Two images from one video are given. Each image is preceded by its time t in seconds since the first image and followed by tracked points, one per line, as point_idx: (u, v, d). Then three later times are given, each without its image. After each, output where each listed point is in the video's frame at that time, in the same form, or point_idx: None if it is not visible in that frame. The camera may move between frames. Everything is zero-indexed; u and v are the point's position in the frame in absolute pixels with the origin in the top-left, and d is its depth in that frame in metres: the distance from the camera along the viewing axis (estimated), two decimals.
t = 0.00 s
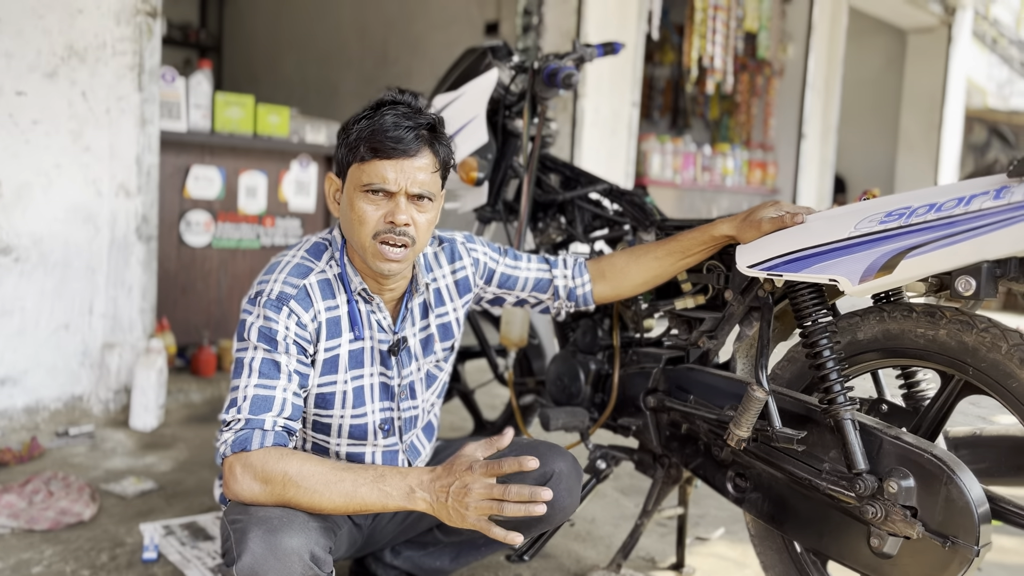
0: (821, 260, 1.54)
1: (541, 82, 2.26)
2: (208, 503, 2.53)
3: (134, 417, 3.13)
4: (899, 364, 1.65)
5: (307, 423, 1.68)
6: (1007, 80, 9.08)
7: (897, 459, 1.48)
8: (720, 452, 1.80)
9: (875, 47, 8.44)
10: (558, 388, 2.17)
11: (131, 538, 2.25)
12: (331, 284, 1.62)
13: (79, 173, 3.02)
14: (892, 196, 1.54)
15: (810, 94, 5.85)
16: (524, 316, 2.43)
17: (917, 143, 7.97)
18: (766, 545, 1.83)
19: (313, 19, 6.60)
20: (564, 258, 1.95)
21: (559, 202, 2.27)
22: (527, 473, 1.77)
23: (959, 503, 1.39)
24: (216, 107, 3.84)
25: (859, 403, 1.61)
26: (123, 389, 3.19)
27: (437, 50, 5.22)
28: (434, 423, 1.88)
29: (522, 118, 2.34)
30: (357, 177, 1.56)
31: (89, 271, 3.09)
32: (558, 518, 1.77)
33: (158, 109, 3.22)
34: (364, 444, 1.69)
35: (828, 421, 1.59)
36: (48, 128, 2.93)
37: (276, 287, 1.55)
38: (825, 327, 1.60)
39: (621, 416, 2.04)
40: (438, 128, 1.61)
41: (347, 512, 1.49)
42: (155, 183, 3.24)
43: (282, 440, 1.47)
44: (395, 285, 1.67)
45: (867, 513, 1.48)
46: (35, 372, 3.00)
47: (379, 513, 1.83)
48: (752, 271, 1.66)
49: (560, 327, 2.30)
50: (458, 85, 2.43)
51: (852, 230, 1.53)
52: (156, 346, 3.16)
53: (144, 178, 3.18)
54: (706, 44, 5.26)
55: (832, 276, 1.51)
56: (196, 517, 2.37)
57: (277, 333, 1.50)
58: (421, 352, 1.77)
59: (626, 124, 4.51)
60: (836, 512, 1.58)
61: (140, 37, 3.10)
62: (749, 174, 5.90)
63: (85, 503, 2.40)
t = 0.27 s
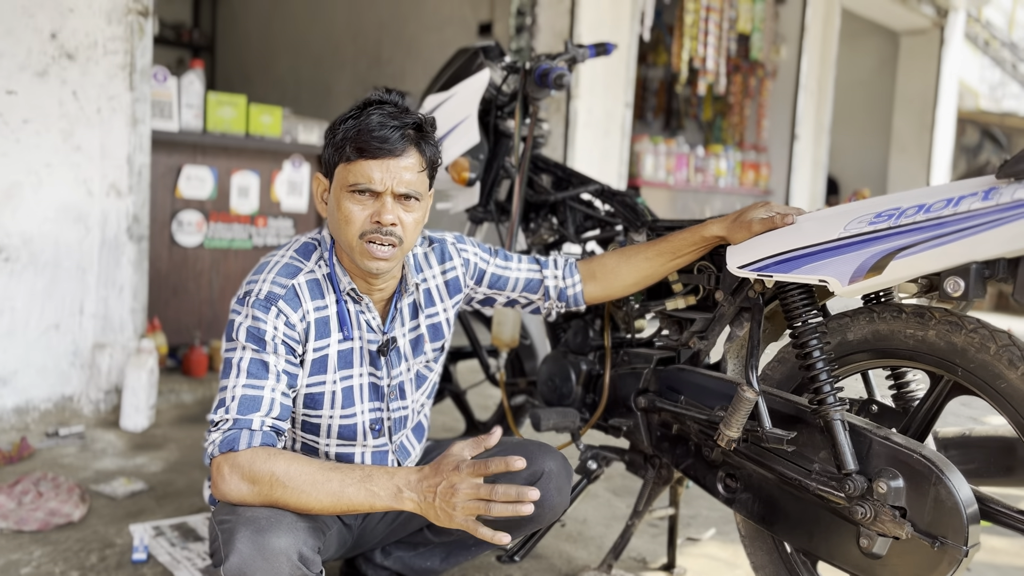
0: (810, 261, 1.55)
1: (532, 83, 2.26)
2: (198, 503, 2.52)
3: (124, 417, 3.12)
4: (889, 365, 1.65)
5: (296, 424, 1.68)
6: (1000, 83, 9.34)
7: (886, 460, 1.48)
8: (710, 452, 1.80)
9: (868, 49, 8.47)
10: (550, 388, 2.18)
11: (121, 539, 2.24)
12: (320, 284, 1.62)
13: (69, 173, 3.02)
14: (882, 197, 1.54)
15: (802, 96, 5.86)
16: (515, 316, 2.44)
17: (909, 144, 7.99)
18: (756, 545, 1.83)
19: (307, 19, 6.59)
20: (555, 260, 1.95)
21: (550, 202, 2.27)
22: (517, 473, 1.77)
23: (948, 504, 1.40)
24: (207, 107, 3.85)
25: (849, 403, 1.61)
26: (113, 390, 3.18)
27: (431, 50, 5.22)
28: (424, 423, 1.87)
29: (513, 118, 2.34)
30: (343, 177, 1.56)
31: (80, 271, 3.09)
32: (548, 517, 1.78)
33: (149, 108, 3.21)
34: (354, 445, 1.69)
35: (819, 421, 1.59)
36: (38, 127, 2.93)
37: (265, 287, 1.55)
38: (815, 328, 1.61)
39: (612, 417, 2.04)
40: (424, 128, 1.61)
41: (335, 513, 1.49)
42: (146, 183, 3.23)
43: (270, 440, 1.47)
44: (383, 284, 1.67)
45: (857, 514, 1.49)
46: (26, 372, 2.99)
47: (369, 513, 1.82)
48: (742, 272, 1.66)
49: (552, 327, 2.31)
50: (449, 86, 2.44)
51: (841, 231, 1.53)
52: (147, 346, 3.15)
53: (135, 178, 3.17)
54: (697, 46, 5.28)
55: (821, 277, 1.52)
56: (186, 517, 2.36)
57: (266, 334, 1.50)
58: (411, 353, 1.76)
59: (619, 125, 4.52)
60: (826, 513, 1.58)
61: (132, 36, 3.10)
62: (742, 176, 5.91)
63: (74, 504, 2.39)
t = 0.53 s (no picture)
0: (803, 261, 1.55)
1: (527, 82, 2.26)
2: (191, 503, 2.52)
3: (117, 417, 3.11)
4: (882, 365, 1.65)
5: (288, 424, 1.67)
6: (995, 83, 9.36)
7: (880, 459, 1.48)
8: (704, 452, 1.79)
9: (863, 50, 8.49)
10: (544, 387, 2.17)
11: (113, 539, 2.23)
12: (312, 283, 1.61)
13: (62, 171, 3.00)
14: (875, 197, 1.54)
15: (798, 96, 5.89)
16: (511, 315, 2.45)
17: (904, 145, 8.01)
18: (750, 545, 1.83)
19: (301, 19, 6.58)
20: (549, 258, 1.95)
21: (544, 201, 2.27)
22: (509, 471, 1.77)
23: (941, 504, 1.39)
24: (201, 105, 3.83)
25: (842, 403, 1.61)
26: (106, 389, 3.17)
27: (426, 49, 5.21)
28: (417, 423, 1.86)
29: (508, 117, 2.34)
30: (335, 177, 1.55)
31: (72, 270, 3.07)
32: (541, 517, 1.77)
33: (143, 107, 3.20)
34: (346, 444, 1.68)
35: (812, 420, 1.58)
36: (31, 126, 2.92)
37: (256, 286, 1.54)
38: (809, 327, 1.60)
39: (606, 416, 2.04)
40: (416, 126, 1.60)
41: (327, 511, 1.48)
42: (140, 181, 3.22)
43: (260, 439, 1.46)
44: (376, 284, 1.67)
45: (850, 513, 1.48)
46: (18, 371, 2.98)
47: (360, 513, 1.82)
48: (736, 271, 1.66)
49: (546, 327, 2.31)
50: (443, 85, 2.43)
51: (834, 231, 1.53)
52: (140, 345, 3.14)
53: (129, 177, 3.16)
54: (691, 46, 5.29)
55: (814, 277, 1.52)
56: (179, 517, 2.35)
57: (257, 333, 1.49)
58: (404, 352, 1.75)
59: (615, 125, 4.52)
60: (820, 513, 1.58)
61: (125, 34, 3.09)
62: (738, 175, 5.90)
63: (67, 503, 2.38)
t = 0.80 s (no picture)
0: (801, 260, 1.54)
1: (525, 80, 2.25)
2: (188, 502, 2.51)
3: (114, 416, 3.10)
4: (881, 364, 1.65)
5: (286, 424, 1.67)
6: (994, 83, 9.40)
7: (878, 459, 1.48)
8: (702, 451, 1.79)
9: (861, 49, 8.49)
10: (542, 387, 2.17)
11: (110, 538, 2.23)
12: (309, 283, 1.60)
13: (59, 170, 3.00)
14: (874, 197, 1.54)
15: (796, 95, 5.87)
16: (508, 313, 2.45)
17: (902, 144, 8.01)
18: (748, 545, 1.83)
19: (299, 17, 6.57)
20: (548, 258, 1.94)
21: (542, 201, 2.26)
22: (507, 471, 1.77)
23: (940, 503, 1.39)
24: (199, 104, 3.82)
25: (840, 403, 1.61)
26: (103, 388, 3.16)
27: (424, 48, 5.20)
28: (415, 422, 1.86)
29: (506, 116, 2.34)
30: (333, 177, 1.55)
31: (70, 269, 3.07)
32: (539, 517, 1.77)
33: (140, 105, 3.19)
34: (344, 445, 1.68)
35: (810, 420, 1.58)
36: (28, 124, 2.91)
37: (254, 285, 1.54)
38: (808, 327, 1.60)
39: (604, 416, 2.04)
40: (414, 126, 1.60)
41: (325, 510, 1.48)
42: (137, 180, 3.21)
43: (257, 439, 1.46)
44: (373, 284, 1.67)
45: (848, 513, 1.48)
46: (15, 370, 2.98)
47: (358, 513, 1.82)
48: (734, 270, 1.66)
49: (544, 326, 2.30)
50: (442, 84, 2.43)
51: (833, 230, 1.53)
52: (138, 344, 3.13)
53: (126, 175, 3.15)
54: (690, 45, 5.28)
55: (813, 276, 1.51)
56: (176, 517, 2.34)
57: (254, 333, 1.49)
58: (402, 352, 1.75)
59: (613, 124, 4.51)
60: (819, 513, 1.57)
61: (123, 32, 3.08)
62: (736, 175, 5.89)
63: (63, 503, 2.37)
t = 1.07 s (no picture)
0: (800, 258, 1.54)
1: (524, 79, 2.25)
2: (187, 501, 2.51)
3: (113, 414, 3.10)
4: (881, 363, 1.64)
5: (286, 424, 1.66)
6: (993, 82, 9.32)
7: (877, 457, 1.48)
8: (702, 449, 1.79)
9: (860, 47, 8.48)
10: (541, 385, 2.17)
11: (109, 537, 2.23)
12: (307, 283, 1.60)
13: (57, 168, 2.99)
14: (873, 195, 1.53)
15: (796, 93, 5.88)
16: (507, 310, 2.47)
17: (902, 143, 8.01)
18: (747, 543, 1.83)
19: (298, 15, 6.56)
20: (547, 256, 1.94)
21: (542, 199, 2.26)
22: (507, 471, 1.80)
23: (939, 502, 1.39)
24: (198, 102, 3.82)
25: (839, 402, 1.60)
26: (102, 386, 3.16)
27: (424, 46, 5.20)
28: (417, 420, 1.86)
29: (506, 114, 2.34)
30: (336, 175, 1.54)
31: (68, 267, 3.07)
32: (538, 516, 1.82)
33: (139, 103, 3.19)
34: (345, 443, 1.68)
35: (809, 419, 1.58)
36: (27, 122, 2.90)
37: (251, 285, 1.54)
38: (807, 325, 1.60)
39: (603, 414, 2.03)
40: (417, 124, 1.60)
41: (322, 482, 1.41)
42: (136, 178, 3.20)
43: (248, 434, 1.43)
44: (374, 282, 1.67)
45: (847, 512, 1.48)
46: (14, 368, 2.98)
47: (358, 510, 1.80)
48: (734, 269, 1.65)
49: (542, 324, 2.30)
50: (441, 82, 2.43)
51: (832, 229, 1.52)
52: (136, 343, 3.13)
53: (125, 174, 3.15)
54: (691, 43, 5.28)
55: (812, 275, 1.51)
56: (175, 515, 2.34)
57: (248, 333, 1.49)
58: (402, 349, 1.75)
59: (612, 122, 4.51)
60: (818, 511, 1.57)
61: (121, 30, 3.08)
62: (736, 174, 5.89)
63: (62, 501, 2.37)
